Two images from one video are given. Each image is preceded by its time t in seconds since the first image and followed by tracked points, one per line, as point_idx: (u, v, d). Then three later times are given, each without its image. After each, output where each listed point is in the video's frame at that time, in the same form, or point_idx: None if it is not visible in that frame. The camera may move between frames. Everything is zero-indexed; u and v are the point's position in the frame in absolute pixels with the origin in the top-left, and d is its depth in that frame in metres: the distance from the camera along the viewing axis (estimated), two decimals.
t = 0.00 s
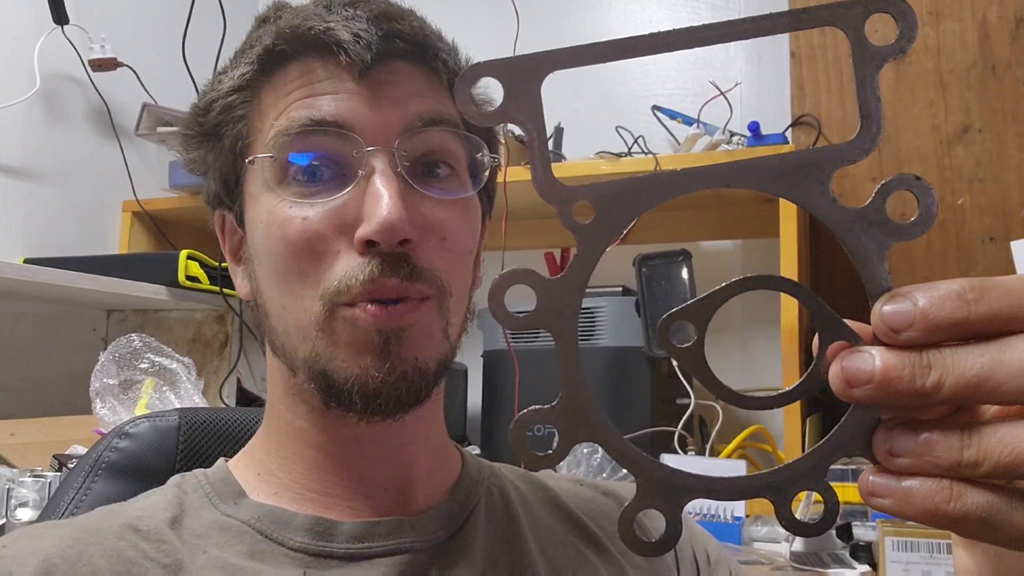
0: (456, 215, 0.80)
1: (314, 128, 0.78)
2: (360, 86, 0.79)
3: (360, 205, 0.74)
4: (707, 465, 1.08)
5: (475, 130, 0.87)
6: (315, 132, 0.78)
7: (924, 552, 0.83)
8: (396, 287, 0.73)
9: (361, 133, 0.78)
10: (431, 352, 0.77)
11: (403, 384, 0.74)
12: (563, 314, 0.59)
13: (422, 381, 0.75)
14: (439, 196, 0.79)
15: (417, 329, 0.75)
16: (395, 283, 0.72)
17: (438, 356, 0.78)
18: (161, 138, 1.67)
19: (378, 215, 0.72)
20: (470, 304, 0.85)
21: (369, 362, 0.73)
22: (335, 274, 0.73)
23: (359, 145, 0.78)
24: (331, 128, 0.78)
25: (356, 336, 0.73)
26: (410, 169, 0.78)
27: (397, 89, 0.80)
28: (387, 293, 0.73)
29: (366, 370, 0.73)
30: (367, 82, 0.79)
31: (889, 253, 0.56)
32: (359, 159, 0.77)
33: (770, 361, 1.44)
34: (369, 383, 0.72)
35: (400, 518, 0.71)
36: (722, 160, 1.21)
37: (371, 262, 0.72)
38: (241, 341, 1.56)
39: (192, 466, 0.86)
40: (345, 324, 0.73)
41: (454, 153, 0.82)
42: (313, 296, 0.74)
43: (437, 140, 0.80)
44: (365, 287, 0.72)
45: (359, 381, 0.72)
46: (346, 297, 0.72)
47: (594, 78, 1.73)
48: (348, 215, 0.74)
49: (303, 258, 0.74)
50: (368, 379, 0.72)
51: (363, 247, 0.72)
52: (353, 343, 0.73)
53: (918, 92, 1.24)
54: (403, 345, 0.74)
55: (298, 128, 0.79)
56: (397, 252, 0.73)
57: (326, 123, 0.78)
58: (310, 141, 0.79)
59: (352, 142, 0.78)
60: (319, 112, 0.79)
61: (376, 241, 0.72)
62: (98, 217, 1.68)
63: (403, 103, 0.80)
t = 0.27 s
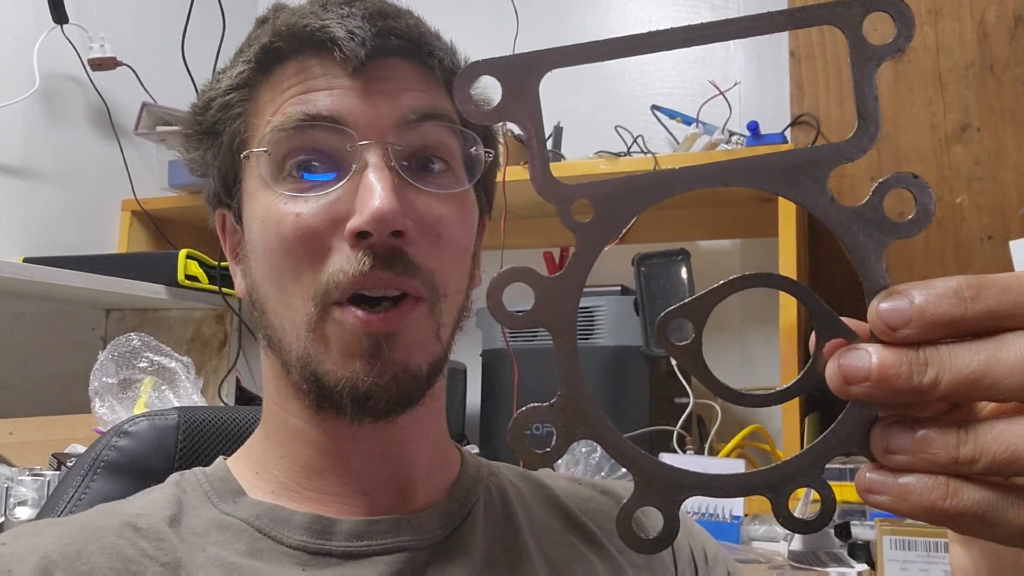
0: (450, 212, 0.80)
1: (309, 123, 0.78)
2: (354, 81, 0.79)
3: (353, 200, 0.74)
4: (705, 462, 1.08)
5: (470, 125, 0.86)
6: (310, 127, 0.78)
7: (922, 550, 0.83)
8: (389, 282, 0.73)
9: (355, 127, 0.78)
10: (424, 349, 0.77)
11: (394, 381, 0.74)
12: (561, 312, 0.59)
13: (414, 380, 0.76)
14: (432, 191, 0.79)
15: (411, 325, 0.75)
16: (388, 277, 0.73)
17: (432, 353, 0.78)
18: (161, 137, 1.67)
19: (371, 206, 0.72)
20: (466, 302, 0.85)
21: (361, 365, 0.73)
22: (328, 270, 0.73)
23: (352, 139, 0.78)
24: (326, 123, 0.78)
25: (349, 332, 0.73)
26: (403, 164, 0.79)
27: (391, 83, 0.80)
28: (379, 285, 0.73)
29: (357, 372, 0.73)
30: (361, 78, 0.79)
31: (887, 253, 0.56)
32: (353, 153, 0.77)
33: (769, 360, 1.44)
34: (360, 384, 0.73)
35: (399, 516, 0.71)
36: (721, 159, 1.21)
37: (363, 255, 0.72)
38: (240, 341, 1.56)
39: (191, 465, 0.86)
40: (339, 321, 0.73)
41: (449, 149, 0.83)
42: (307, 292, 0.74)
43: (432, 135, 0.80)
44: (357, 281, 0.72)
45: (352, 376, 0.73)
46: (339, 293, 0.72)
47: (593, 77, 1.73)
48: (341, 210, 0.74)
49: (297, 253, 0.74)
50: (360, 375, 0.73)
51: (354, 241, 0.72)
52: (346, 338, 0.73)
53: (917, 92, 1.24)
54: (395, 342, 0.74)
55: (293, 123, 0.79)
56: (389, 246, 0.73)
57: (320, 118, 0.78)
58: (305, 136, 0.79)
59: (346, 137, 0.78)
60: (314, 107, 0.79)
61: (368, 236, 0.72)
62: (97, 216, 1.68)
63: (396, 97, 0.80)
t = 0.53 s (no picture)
0: (451, 215, 0.79)
1: (308, 128, 0.78)
2: (354, 86, 0.79)
3: (354, 206, 0.74)
4: (705, 464, 1.08)
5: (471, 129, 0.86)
6: (311, 133, 0.78)
7: (924, 551, 0.83)
8: (390, 286, 0.73)
9: (355, 133, 0.78)
10: (426, 350, 0.77)
11: (396, 382, 0.74)
12: (562, 313, 0.59)
13: (416, 383, 0.75)
14: (433, 195, 0.79)
15: (412, 326, 0.75)
16: (388, 281, 0.72)
17: (433, 354, 0.77)
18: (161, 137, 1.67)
19: (373, 212, 0.73)
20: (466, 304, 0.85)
21: (362, 367, 0.73)
22: (329, 274, 0.73)
23: (353, 144, 0.78)
24: (326, 128, 0.78)
25: (351, 333, 0.73)
26: (404, 168, 0.78)
27: (391, 88, 0.80)
28: (380, 291, 0.73)
29: (359, 375, 0.72)
30: (360, 82, 0.79)
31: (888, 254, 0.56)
32: (353, 159, 0.77)
33: (770, 360, 1.44)
34: (362, 386, 0.72)
35: (400, 518, 0.71)
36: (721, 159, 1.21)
37: (363, 260, 0.72)
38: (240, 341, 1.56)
39: (192, 466, 0.86)
40: (340, 323, 0.73)
41: (449, 152, 0.82)
42: (307, 294, 0.74)
43: (432, 138, 0.80)
44: (359, 286, 0.72)
45: (353, 378, 0.72)
46: (340, 295, 0.72)
47: (593, 77, 1.73)
48: (342, 216, 0.74)
49: (296, 257, 0.74)
50: (362, 377, 0.72)
51: (355, 246, 0.72)
52: (347, 340, 0.73)
53: (918, 92, 1.24)
54: (397, 343, 0.74)
55: (293, 128, 0.79)
56: (391, 253, 0.73)
57: (320, 123, 0.78)
58: (305, 141, 0.79)
59: (347, 142, 0.78)
60: (313, 112, 0.79)
61: (369, 241, 0.72)
62: (97, 216, 1.68)
63: (398, 102, 0.80)
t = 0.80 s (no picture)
0: (448, 212, 0.79)
1: (305, 125, 0.78)
2: (349, 83, 0.79)
3: (351, 202, 0.74)
4: (706, 464, 1.08)
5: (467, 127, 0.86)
6: (307, 129, 0.78)
7: (924, 552, 0.83)
8: (388, 281, 0.73)
9: (352, 129, 0.78)
10: (426, 345, 0.77)
11: (397, 376, 0.74)
12: (563, 314, 0.59)
13: (416, 376, 0.75)
14: (429, 192, 0.79)
15: (412, 321, 0.75)
16: (386, 276, 0.73)
17: (433, 349, 0.77)
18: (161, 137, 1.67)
19: (369, 209, 0.72)
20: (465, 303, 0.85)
21: (363, 361, 0.73)
22: (327, 270, 0.73)
23: (348, 141, 0.78)
24: (323, 125, 0.78)
25: (350, 329, 0.72)
26: (401, 165, 0.78)
27: (387, 84, 0.80)
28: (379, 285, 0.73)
29: (359, 369, 0.72)
30: (356, 79, 0.79)
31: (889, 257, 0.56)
32: (349, 155, 0.77)
33: (770, 360, 1.44)
34: (363, 380, 0.72)
35: (400, 519, 0.71)
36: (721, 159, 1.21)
37: (362, 256, 0.72)
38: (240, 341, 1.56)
39: (192, 466, 0.86)
40: (339, 318, 0.73)
41: (446, 149, 0.82)
42: (306, 290, 0.74)
43: (428, 137, 0.80)
44: (358, 281, 0.72)
45: (355, 372, 0.72)
46: (339, 291, 0.72)
47: (593, 77, 1.73)
48: (340, 212, 0.74)
49: (295, 254, 0.74)
50: (363, 371, 0.72)
51: (355, 243, 0.72)
52: (347, 335, 0.73)
53: (918, 92, 1.24)
54: (397, 338, 0.74)
55: (289, 125, 0.79)
56: (388, 248, 0.73)
57: (317, 121, 0.78)
58: (301, 138, 0.79)
59: (343, 139, 0.78)
60: (310, 110, 0.79)
61: (367, 237, 0.72)
62: (98, 215, 1.68)
63: (391, 99, 0.80)
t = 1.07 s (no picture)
0: (445, 219, 0.79)
1: (305, 130, 0.78)
2: (350, 88, 0.79)
3: (349, 208, 0.74)
4: (705, 462, 1.08)
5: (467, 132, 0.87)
6: (309, 135, 0.78)
7: (923, 550, 0.83)
8: (384, 290, 0.73)
9: (351, 135, 0.78)
10: (424, 354, 0.77)
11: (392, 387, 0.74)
12: (562, 312, 0.59)
13: (411, 387, 0.76)
14: (427, 199, 0.79)
15: (408, 331, 0.75)
16: (384, 286, 0.73)
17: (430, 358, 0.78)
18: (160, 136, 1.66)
19: (367, 217, 0.73)
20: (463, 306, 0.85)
21: (359, 369, 0.73)
22: (325, 278, 0.73)
23: (349, 148, 0.78)
24: (325, 131, 0.78)
25: (347, 337, 0.73)
26: (399, 170, 0.78)
27: (387, 89, 0.80)
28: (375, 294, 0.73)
29: (355, 378, 0.73)
30: (356, 84, 0.79)
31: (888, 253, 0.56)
32: (349, 162, 0.77)
33: (769, 359, 1.44)
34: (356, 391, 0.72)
35: (399, 517, 0.71)
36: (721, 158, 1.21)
37: (358, 265, 0.72)
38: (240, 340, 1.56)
39: (191, 465, 0.86)
40: (336, 327, 0.73)
41: (445, 155, 0.83)
42: (303, 296, 0.74)
43: (428, 140, 0.80)
44: (353, 291, 0.72)
45: (349, 381, 0.73)
46: (335, 300, 0.72)
47: (593, 77, 1.73)
48: (338, 218, 0.74)
49: (292, 259, 0.74)
50: (358, 380, 0.73)
51: (351, 250, 0.72)
52: (343, 343, 0.73)
53: (917, 91, 1.24)
54: (392, 348, 0.74)
55: (289, 130, 0.79)
56: (385, 256, 0.73)
57: (318, 126, 0.78)
58: (302, 143, 0.79)
59: (344, 145, 0.78)
60: (310, 115, 0.79)
61: (364, 244, 0.72)
62: (97, 215, 1.68)
63: (393, 104, 0.79)
